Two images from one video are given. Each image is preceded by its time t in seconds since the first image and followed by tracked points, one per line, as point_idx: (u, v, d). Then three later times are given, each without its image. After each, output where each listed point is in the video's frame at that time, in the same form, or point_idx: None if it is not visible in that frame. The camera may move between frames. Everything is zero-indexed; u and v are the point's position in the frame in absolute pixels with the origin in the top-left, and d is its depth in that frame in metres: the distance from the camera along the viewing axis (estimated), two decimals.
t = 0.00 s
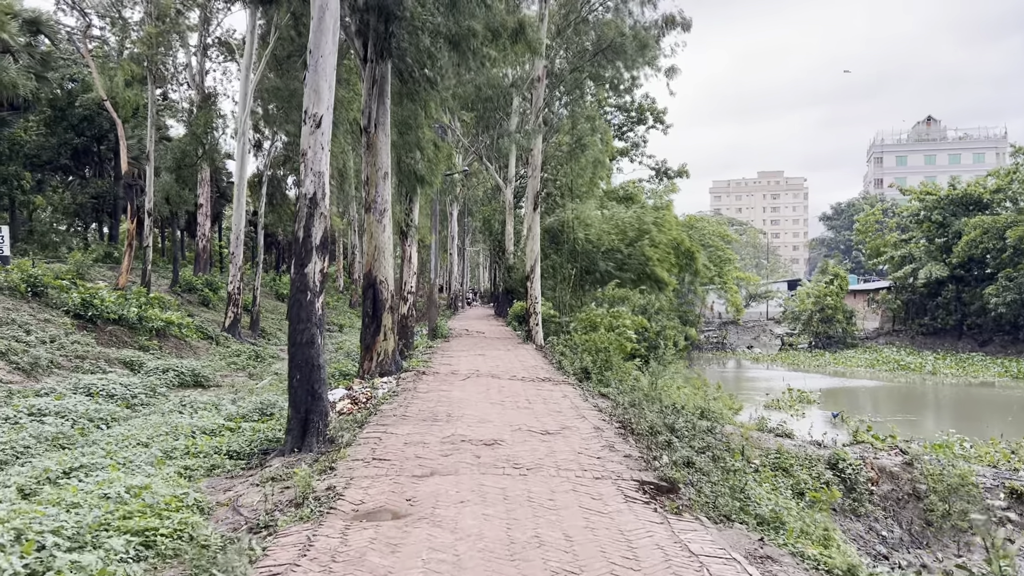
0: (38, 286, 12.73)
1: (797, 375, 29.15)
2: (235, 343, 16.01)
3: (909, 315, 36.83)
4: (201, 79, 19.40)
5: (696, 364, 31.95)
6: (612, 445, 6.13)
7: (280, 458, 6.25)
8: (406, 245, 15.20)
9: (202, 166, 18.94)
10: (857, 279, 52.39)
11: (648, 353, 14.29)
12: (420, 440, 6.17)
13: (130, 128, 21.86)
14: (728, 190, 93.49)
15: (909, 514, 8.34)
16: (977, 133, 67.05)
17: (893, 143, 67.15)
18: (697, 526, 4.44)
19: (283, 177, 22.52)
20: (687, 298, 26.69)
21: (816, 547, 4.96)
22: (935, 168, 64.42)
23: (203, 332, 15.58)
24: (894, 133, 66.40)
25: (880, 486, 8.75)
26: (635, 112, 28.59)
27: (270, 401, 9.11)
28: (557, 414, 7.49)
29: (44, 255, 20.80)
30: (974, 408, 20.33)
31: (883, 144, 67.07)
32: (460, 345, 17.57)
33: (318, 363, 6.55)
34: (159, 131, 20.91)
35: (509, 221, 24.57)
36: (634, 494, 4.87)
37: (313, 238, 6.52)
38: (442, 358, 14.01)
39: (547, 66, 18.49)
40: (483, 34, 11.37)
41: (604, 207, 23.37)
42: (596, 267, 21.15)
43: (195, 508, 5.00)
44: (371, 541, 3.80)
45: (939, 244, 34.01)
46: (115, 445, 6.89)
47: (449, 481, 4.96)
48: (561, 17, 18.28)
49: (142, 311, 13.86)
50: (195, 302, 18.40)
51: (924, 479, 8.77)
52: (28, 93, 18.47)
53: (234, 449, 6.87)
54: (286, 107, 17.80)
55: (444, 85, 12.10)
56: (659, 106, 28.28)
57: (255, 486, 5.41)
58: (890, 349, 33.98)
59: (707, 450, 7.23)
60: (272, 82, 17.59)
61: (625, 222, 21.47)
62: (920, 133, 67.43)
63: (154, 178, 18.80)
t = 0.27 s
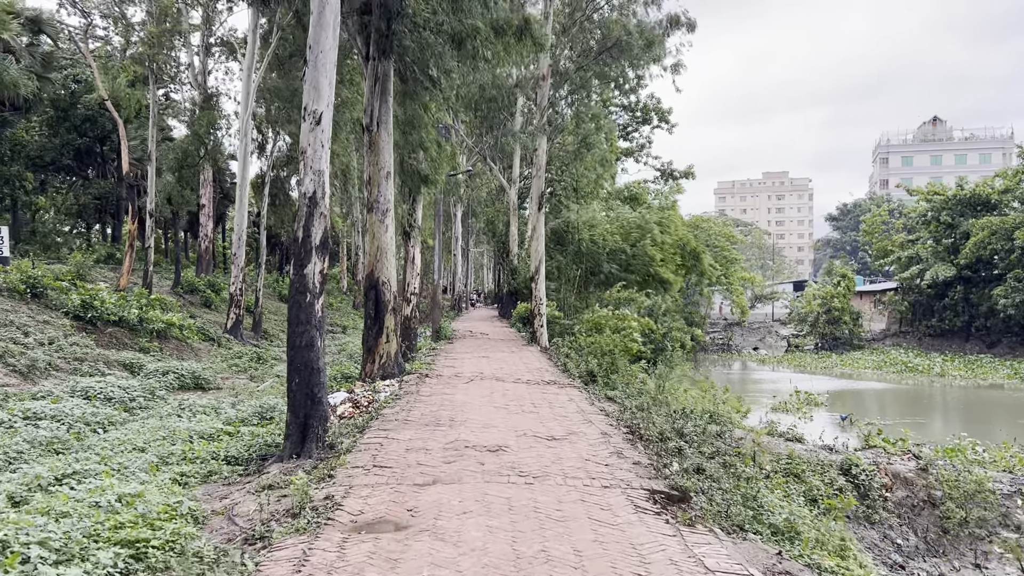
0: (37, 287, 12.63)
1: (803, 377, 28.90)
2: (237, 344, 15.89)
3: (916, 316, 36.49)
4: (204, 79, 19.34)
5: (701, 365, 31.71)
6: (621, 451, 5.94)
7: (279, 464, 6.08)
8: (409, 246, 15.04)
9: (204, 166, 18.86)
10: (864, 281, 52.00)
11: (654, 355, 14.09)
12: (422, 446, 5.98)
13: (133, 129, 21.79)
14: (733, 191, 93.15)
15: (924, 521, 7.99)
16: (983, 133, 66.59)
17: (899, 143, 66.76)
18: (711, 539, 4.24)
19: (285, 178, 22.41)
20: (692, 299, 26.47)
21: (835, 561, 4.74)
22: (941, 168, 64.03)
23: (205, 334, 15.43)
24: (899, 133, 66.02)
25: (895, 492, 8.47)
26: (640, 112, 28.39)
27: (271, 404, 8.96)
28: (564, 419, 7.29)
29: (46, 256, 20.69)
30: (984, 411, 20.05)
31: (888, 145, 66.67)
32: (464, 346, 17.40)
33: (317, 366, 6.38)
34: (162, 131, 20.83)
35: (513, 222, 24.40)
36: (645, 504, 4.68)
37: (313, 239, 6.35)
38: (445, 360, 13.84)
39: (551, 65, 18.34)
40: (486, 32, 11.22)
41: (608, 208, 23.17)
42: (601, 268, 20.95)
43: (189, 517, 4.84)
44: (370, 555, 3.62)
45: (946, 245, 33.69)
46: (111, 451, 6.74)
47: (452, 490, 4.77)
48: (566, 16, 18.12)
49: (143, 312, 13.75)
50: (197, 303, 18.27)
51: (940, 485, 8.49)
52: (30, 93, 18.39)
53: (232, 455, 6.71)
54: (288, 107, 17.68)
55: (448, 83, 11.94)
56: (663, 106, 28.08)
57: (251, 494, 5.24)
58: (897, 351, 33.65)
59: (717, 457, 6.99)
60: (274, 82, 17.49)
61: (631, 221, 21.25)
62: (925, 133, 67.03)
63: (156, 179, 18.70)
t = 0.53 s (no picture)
0: (36, 288, 12.51)
1: (809, 378, 28.67)
2: (238, 346, 15.74)
3: (921, 317, 36.21)
4: (205, 79, 19.24)
5: (706, 367, 31.49)
6: (630, 457, 5.75)
7: (278, 470, 5.91)
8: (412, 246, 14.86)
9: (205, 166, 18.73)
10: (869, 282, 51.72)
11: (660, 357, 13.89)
12: (425, 452, 5.80)
13: (134, 129, 21.68)
14: (736, 192, 92.89)
15: (940, 528, 7.81)
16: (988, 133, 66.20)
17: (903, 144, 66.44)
18: (729, 551, 4.04)
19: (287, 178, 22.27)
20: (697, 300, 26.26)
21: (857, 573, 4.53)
22: (946, 169, 63.72)
23: (206, 335, 15.29)
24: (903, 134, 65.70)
25: (909, 498, 8.23)
26: (644, 112, 28.19)
27: (271, 407, 8.80)
28: (570, 423, 7.10)
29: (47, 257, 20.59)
30: (992, 413, 19.80)
31: (892, 145, 66.35)
32: (467, 348, 17.22)
33: (318, 369, 6.20)
34: (163, 131, 20.72)
35: (516, 222, 24.23)
36: (658, 514, 4.49)
37: (313, 238, 6.18)
38: (448, 362, 13.67)
39: (554, 64, 18.17)
40: (490, 29, 11.05)
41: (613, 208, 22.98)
42: (605, 269, 20.75)
43: (184, 526, 4.67)
44: (371, 569, 3.44)
45: (952, 246, 33.42)
46: (106, 456, 6.58)
47: (457, 498, 4.58)
48: (570, 15, 17.88)
49: (143, 313, 13.62)
50: (198, 305, 18.13)
51: (956, 490, 8.25)
52: (30, 93, 18.28)
53: (231, 461, 6.55)
54: (289, 106, 17.55)
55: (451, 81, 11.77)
56: (667, 106, 27.87)
57: (249, 502, 5.06)
58: (904, 353, 33.36)
59: (728, 462, 6.79)
60: (275, 82, 17.36)
61: (636, 222, 21.05)
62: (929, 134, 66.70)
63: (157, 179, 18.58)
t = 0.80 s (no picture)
0: (34, 291, 12.37)
1: (813, 381, 28.51)
2: (238, 349, 15.60)
3: (926, 320, 35.97)
4: (205, 79, 19.11)
5: (709, 370, 31.33)
6: (639, 467, 5.56)
7: (276, 481, 5.73)
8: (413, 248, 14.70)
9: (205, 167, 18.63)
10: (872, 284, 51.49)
11: (665, 361, 13.73)
12: (428, 462, 5.62)
13: (135, 131, 21.57)
14: (738, 194, 92.72)
15: (955, 538, 7.57)
16: (991, 135, 65.89)
17: (905, 145, 66.20)
18: (747, 570, 3.83)
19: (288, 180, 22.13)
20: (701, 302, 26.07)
21: None
22: (949, 171, 63.46)
23: (205, 338, 15.15)
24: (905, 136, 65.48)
25: (924, 507, 8.00)
26: (647, 114, 28.03)
27: (270, 413, 8.63)
28: (576, 430, 6.92)
29: (47, 259, 20.46)
30: (998, 417, 19.60)
31: (894, 147, 66.13)
32: (469, 351, 17.07)
33: (317, 376, 6.03)
34: (164, 132, 20.59)
35: (519, 224, 24.07)
36: (671, 528, 4.30)
37: (313, 240, 6.02)
38: (451, 366, 13.50)
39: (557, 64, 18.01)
40: (493, 28, 10.89)
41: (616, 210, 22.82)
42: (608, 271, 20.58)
43: (178, 540, 4.50)
44: None
45: (957, 248, 33.17)
46: (99, 464, 6.43)
47: (461, 513, 4.39)
48: (574, 15, 17.48)
49: (142, 316, 13.48)
50: (198, 307, 17.99)
51: (971, 499, 8.02)
52: (30, 94, 18.15)
53: (228, 469, 6.39)
54: (290, 107, 17.42)
55: (454, 81, 11.60)
56: (670, 108, 27.72)
57: (246, 515, 4.89)
58: (909, 355, 33.13)
59: (738, 471, 6.59)
60: (276, 83, 17.24)
61: (640, 224, 20.85)
62: (932, 135, 66.48)
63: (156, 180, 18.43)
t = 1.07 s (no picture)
0: (30, 293, 12.21)
1: (816, 384, 28.31)
2: (237, 352, 15.44)
3: (929, 322, 35.77)
4: (205, 80, 18.97)
5: (712, 372, 31.15)
6: (647, 475, 5.38)
7: (271, 489, 5.55)
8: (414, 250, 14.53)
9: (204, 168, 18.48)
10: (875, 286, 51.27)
11: (669, 363, 13.55)
12: (428, 469, 5.43)
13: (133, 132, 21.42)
14: (739, 196, 92.56)
15: (969, 546, 7.26)
16: (994, 137, 65.70)
17: (907, 147, 66.04)
18: None
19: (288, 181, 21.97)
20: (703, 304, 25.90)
21: None
22: (950, 173, 63.32)
23: (203, 340, 15.00)
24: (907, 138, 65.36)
25: (936, 514, 7.80)
26: (649, 115, 27.88)
27: (267, 418, 8.45)
28: (580, 436, 6.74)
29: (45, 261, 20.32)
30: (1004, 420, 19.39)
31: (896, 149, 65.96)
32: (471, 354, 16.90)
33: (314, 380, 5.85)
34: (163, 133, 20.44)
35: (520, 226, 23.89)
36: (682, 541, 4.11)
37: (309, 241, 5.84)
38: (452, 369, 13.33)
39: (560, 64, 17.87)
40: (495, 26, 10.72)
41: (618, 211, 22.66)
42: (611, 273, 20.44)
43: (167, 553, 4.31)
44: None
45: (960, 249, 32.98)
46: (90, 471, 6.25)
47: (462, 524, 4.20)
48: (575, 15, 17.20)
49: (139, 319, 13.31)
50: (197, 310, 17.83)
51: (986, 506, 7.82)
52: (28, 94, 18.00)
53: (223, 477, 6.21)
54: (289, 108, 17.27)
55: (454, 80, 11.42)
56: (672, 109, 27.57)
57: (239, 525, 4.71)
58: (912, 358, 32.93)
59: (747, 478, 6.39)
60: (275, 83, 17.09)
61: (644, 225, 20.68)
62: (934, 137, 66.31)
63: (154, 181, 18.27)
